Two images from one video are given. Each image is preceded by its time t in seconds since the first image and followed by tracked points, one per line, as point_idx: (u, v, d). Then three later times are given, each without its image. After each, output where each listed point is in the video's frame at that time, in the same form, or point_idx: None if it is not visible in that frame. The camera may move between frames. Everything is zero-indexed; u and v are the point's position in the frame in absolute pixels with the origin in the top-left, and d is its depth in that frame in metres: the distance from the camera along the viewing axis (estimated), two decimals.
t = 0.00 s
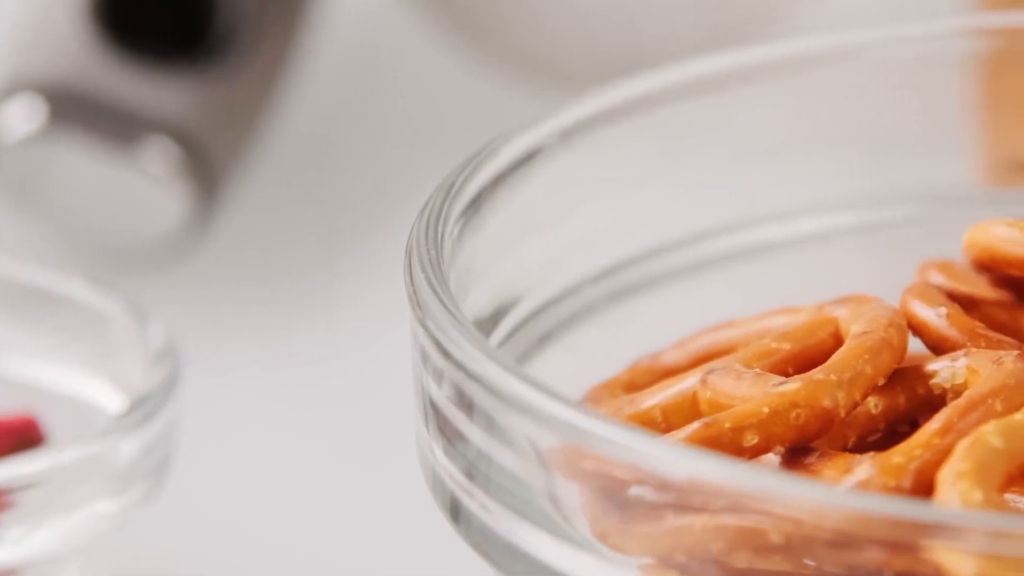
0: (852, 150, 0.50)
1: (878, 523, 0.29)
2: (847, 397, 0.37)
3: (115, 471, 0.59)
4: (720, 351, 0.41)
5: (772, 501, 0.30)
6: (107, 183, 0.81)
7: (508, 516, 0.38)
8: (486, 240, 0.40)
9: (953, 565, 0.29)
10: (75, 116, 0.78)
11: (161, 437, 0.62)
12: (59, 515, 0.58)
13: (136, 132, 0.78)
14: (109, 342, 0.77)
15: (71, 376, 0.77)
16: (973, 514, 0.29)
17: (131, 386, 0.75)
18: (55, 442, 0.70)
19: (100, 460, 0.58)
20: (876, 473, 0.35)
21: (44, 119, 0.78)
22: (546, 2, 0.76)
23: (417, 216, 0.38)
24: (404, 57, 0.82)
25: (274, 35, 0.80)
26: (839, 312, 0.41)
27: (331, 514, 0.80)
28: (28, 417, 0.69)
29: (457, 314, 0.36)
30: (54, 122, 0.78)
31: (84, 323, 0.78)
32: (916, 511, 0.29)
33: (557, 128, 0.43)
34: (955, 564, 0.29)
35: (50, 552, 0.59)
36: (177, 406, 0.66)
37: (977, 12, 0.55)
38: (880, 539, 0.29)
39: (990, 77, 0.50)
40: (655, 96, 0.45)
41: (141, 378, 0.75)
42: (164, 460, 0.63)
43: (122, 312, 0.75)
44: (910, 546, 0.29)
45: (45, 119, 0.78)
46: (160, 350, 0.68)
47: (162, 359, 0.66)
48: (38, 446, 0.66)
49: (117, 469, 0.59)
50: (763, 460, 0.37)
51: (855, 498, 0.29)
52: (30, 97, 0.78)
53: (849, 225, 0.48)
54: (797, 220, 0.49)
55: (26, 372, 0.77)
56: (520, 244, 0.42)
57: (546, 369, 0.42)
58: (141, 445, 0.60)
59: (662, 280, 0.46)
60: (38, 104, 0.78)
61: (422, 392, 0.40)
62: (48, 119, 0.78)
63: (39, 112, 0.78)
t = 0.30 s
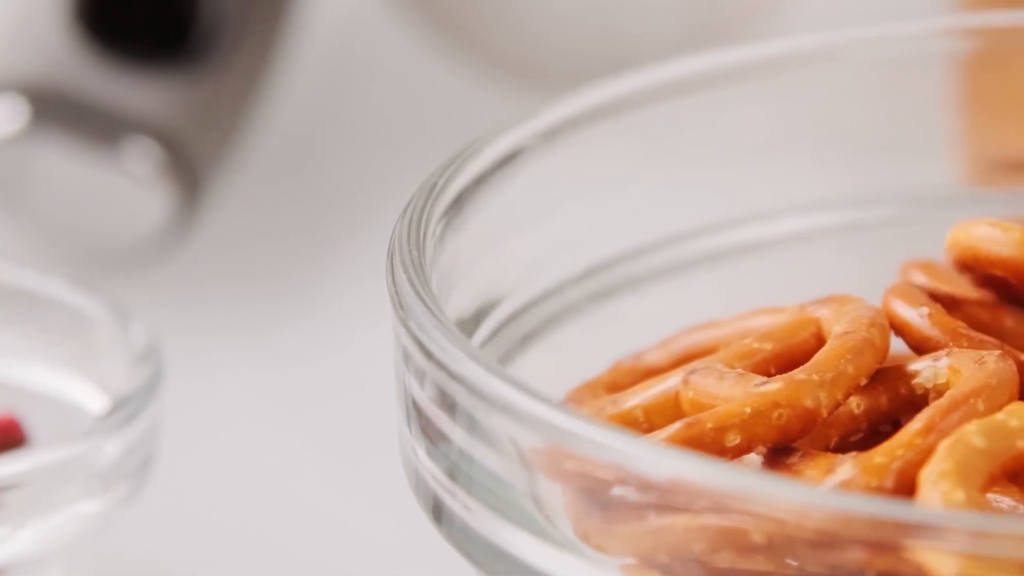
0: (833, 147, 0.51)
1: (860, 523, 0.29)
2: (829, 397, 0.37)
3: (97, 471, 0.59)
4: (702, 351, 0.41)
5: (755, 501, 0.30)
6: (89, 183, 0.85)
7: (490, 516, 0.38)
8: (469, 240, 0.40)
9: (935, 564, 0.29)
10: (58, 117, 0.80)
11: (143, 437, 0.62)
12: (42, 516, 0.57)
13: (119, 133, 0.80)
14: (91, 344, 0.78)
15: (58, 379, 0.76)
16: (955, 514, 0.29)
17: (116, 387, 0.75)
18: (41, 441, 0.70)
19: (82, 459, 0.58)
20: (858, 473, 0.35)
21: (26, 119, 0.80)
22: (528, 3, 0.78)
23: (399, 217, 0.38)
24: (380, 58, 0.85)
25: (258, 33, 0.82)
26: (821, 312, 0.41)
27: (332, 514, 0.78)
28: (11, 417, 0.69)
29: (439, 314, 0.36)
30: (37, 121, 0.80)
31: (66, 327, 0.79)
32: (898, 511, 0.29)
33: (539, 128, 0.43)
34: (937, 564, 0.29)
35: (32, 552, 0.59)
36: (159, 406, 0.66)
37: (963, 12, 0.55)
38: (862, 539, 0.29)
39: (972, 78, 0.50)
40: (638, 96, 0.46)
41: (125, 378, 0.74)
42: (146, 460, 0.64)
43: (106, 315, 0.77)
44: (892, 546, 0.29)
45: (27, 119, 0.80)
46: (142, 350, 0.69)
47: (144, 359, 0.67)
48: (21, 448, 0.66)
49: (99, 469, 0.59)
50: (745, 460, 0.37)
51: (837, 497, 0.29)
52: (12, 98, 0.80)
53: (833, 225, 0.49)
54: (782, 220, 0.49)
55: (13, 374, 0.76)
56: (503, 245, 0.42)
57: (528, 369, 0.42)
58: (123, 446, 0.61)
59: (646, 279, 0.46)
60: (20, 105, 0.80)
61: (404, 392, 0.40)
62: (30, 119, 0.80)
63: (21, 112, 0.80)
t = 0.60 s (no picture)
0: (815, 149, 0.51)
1: (846, 523, 0.29)
2: (814, 397, 0.37)
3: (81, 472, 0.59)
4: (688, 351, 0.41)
5: (740, 501, 0.30)
6: (75, 183, 0.84)
7: (476, 516, 0.38)
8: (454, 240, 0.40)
9: (921, 564, 0.29)
10: (44, 119, 0.80)
11: (129, 438, 0.62)
12: (25, 516, 0.58)
13: (106, 135, 0.80)
14: (77, 345, 0.78)
15: (46, 379, 0.77)
16: (941, 514, 0.28)
17: (98, 386, 0.76)
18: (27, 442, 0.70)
19: (67, 461, 0.58)
20: (843, 473, 0.35)
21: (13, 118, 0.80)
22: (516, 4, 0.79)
23: (384, 217, 0.38)
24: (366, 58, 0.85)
25: (246, 34, 0.82)
26: (806, 312, 0.41)
27: (322, 514, 0.78)
28: None
29: (425, 314, 0.36)
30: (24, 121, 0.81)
31: (53, 328, 0.79)
32: (883, 511, 0.29)
33: (524, 128, 0.43)
34: (923, 563, 0.29)
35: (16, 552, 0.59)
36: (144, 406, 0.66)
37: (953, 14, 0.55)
38: (847, 539, 0.29)
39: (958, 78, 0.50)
40: (621, 97, 0.46)
41: (109, 376, 0.75)
42: (132, 461, 0.63)
43: (92, 315, 0.77)
44: (878, 546, 0.29)
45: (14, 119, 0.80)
46: (128, 350, 0.69)
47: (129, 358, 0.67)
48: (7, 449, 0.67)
49: (86, 471, 0.59)
50: (730, 461, 0.37)
51: (822, 497, 0.29)
52: None
53: (819, 225, 0.49)
54: (766, 220, 0.49)
55: None
56: (488, 245, 0.42)
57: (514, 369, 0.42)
58: (110, 447, 0.60)
59: (631, 281, 0.46)
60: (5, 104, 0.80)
61: (389, 393, 0.40)
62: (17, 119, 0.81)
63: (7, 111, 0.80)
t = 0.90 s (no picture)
0: (793, 152, 0.51)
1: (829, 523, 0.29)
2: (797, 396, 0.37)
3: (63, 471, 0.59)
4: (670, 351, 0.41)
5: (721, 502, 0.30)
6: (62, 185, 0.99)
7: (458, 516, 0.38)
8: (437, 240, 0.40)
9: (904, 564, 0.29)
10: (26, 118, 0.95)
11: (112, 439, 0.62)
12: (8, 520, 0.58)
13: (90, 136, 0.95)
14: (58, 345, 0.78)
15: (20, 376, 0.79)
16: (923, 513, 0.28)
17: (84, 387, 0.76)
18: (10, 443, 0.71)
19: (50, 462, 0.58)
20: (826, 473, 0.35)
21: None
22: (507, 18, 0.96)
23: (366, 218, 0.38)
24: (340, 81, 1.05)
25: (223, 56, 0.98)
26: (788, 312, 0.41)
27: (298, 517, 0.92)
28: None
29: (407, 313, 0.36)
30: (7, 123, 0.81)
31: (28, 323, 0.78)
32: (866, 511, 0.29)
33: (509, 127, 0.44)
34: (906, 563, 0.29)
35: None
36: (127, 409, 0.65)
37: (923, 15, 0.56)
38: (829, 539, 0.29)
39: (943, 77, 0.51)
40: (609, 97, 0.47)
41: (92, 378, 0.76)
42: (117, 459, 0.63)
43: (76, 315, 0.76)
44: (859, 547, 0.29)
45: None
46: (111, 351, 0.68)
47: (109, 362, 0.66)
48: None
49: (68, 471, 0.59)
50: (712, 460, 0.37)
51: (804, 498, 0.29)
52: None
53: (802, 224, 0.49)
54: (745, 220, 0.49)
55: None
56: (473, 244, 0.42)
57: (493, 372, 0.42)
58: (92, 447, 0.61)
59: (614, 280, 0.47)
60: None
61: (372, 392, 0.40)
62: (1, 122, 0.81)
63: None
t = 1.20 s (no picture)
0: (776, 152, 0.51)
1: (812, 523, 0.29)
2: (781, 396, 0.37)
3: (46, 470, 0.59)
4: (654, 351, 0.41)
5: (706, 502, 0.30)
6: (51, 185, 0.99)
7: (444, 516, 0.38)
8: (421, 240, 0.40)
9: (887, 563, 0.29)
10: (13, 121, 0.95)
11: (97, 439, 0.62)
12: None
13: (78, 135, 0.94)
14: (45, 346, 0.75)
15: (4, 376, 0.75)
16: (906, 513, 0.28)
17: (69, 386, 0.73)
18: None
19: (35, 462, 0.58)
20: (810, 473, 0.35)
21: None
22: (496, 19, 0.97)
23: (350, 218, 0.38)
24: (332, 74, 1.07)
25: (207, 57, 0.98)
26: (773, 312, 0.41)
27: (285, 517, 0.82)
28: None
29: (391, 313, 0.36)
30: None
31: (18, 325, 0.77)
32: (850, 511, 0.28)
33: (495, 126, 0.44)
34: (890, 563, 0.29)
35: None
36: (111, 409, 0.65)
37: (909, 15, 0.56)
38: (813, 539, 0.29)
39: (929, 77, 0.51)
40: (596, 96, 0.47)
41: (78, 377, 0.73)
42: (101, 460, 0.63)
43: (60, 316, 0.75)
44: (843, 546, 0.29)
45: None
46: (94, 351, 0.68)
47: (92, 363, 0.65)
48: None
49: (53, 471, 0.59)
50: (697, 460, 0.37)
51: (788, 498, 0.29)
52: None
53: (790, 224, 0.50)
54: (730, 220, 0.50)
55: None
56: (458, 245, 0.43)
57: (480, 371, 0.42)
58: (77, 448, 0.60)
59: (597, 281, 0.47)
60: None
61: (357, 393, 0.40)
62: None
63: None
